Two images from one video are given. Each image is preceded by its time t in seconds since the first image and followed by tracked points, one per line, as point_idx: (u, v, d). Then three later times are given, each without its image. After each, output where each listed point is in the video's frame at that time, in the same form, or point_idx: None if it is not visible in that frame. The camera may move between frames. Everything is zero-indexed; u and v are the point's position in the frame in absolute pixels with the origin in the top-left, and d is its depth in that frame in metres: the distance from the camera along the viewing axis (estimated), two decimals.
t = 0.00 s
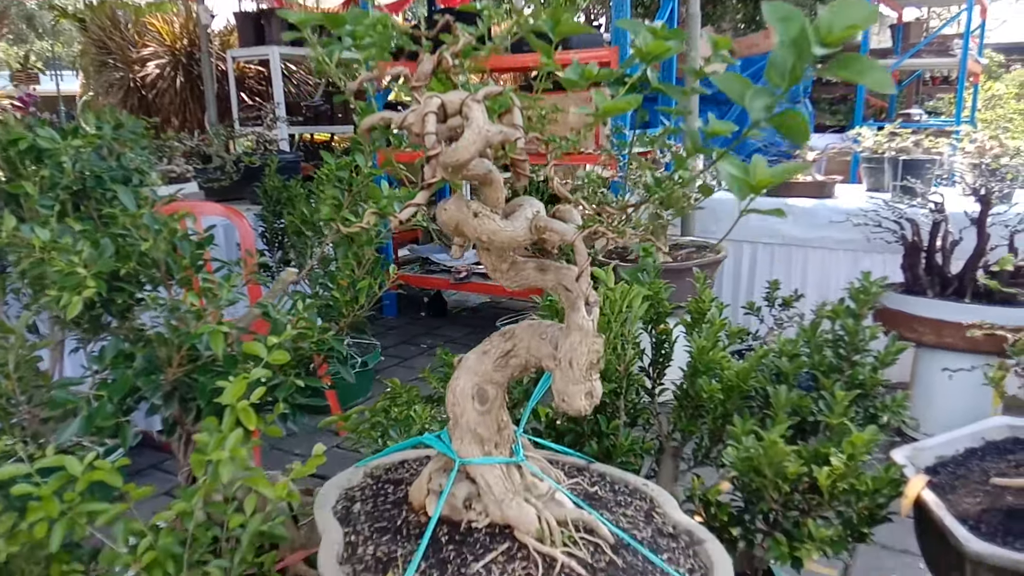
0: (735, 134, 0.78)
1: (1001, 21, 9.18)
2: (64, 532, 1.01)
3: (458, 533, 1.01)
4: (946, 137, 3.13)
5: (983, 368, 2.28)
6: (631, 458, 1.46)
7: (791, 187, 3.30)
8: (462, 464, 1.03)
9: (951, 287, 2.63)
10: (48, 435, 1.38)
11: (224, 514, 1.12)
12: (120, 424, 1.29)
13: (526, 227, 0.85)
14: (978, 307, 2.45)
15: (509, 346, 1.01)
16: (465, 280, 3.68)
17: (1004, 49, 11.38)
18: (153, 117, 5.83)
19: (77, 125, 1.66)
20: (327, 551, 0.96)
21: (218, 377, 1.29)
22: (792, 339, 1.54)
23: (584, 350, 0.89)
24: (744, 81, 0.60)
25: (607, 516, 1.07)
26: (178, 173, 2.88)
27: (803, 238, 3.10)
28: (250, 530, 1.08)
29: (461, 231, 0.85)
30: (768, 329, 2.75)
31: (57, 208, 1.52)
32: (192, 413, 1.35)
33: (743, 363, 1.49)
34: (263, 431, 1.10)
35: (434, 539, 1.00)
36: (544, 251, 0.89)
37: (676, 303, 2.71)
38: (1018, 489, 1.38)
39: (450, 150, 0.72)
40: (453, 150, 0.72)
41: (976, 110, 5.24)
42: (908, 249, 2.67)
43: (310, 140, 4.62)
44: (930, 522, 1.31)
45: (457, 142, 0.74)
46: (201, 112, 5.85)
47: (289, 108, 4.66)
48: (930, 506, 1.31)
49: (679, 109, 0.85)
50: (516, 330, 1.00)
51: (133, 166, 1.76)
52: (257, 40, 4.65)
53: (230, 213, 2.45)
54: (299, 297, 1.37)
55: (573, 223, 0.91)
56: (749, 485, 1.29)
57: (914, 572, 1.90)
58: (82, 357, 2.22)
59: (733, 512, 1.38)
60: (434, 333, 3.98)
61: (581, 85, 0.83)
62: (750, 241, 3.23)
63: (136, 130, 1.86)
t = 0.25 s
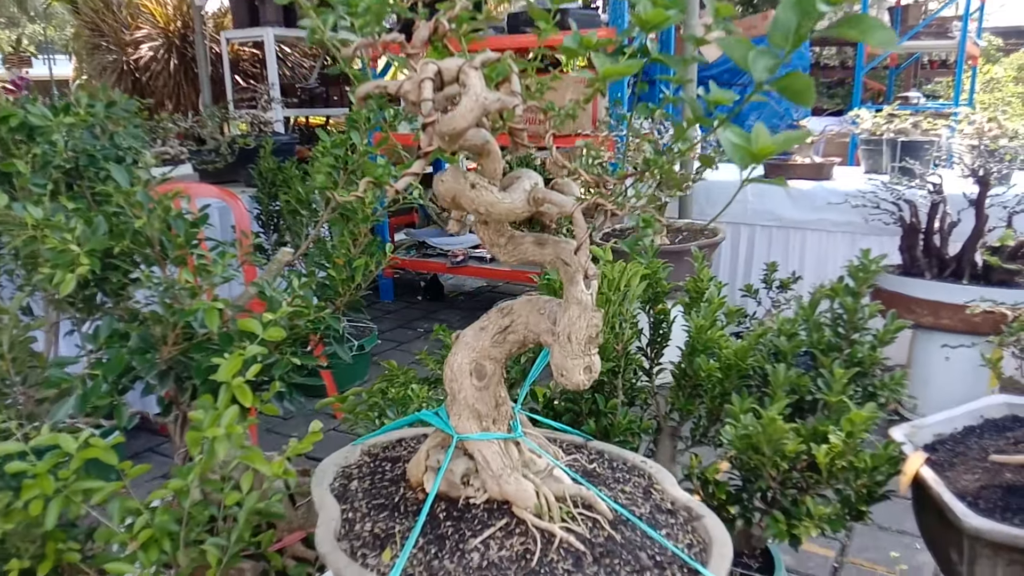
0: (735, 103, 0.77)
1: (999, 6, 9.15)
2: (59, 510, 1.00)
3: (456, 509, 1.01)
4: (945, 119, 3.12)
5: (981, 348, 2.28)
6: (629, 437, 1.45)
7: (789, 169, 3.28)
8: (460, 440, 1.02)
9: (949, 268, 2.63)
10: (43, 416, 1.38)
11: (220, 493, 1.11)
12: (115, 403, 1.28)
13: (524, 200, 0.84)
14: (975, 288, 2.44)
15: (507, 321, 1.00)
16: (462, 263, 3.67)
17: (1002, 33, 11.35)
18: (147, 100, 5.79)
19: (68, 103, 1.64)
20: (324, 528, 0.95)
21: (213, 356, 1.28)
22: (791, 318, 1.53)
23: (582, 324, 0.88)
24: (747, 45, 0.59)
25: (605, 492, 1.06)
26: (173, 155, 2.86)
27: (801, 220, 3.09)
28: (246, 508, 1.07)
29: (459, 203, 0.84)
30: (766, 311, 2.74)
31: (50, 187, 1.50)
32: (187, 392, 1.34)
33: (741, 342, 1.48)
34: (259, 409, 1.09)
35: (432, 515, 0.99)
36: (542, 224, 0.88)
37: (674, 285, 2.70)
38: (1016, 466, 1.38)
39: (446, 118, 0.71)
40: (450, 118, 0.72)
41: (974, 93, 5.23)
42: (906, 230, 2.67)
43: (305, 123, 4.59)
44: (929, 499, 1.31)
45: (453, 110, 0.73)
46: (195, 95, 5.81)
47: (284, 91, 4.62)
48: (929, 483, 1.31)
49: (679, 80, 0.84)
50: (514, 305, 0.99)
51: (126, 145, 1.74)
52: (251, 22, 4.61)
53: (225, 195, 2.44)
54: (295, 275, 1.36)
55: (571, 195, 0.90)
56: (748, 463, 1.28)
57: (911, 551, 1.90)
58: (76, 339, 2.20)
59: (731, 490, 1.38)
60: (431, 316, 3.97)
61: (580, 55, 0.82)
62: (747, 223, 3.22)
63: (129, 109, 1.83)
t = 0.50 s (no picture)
0: (736, 85, 0.77)
1: None
2: (56, 498, 1.00)
3: (455, 495, 1.00)
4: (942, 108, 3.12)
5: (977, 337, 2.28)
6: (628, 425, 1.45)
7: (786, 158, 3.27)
8: (459, 426, 1.02)
9: (946, 258, 2.63)
10: (39, 405, 1.37)
11: (218, 480, 1.10)
12: (112, 393, 1.27)
13: (523, 182, 0.83)
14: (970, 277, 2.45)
15: (506, 307, 0.99)
16: (459, 254, 3.67)
17: (998, 24, 11.37)
18: (142, 91, 5.76)
19: (63, 90, 1.63)
20: (323, 514, 0.95)
21: (210, 344, 1.28)
22: (789, 306, 1.53)
23: (582, 308, 0.88)
24: (748, 22, 0.59)
25: (605, 478, 1.06)
26: (168, 145, 2.85)
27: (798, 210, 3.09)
28: (244, 495, 1.07)
29: (457, 185, 0.84)
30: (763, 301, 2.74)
31: (45, 175, 1.49)
32: (184, 381, 1.34)
33: (739, 329, 1.48)
34: (257, 397, 1.08)
35: (431, 501, 0.99)
36: (541, 208, 0.87)
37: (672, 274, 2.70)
38: (1015, 451, 1.38)
39: (445, 99, 0.71)
40: (448, 99, 0.71)
41: (971, 84, 5.23)
42: (904, 220, 2.67)
43: (301, 114, 4.58)
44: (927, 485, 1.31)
45: (451, 91, 0.72)
46: (190, 87, 5.77)
47: (280, 82, 4.60)
48: (928, 469, 1.31)
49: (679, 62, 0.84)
50: (513, 291, 0.99)
51: (121, 134, 1.72)
52: (247, 13, 4.58)
53: (221, 185, 2.43)
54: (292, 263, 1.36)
55: (570, 179, 0.90)
56: (746, 449, 1.28)
57: (908, 539, 1.91)
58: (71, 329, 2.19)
59: (730, 478, 1.38)
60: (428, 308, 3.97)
61: (578, 36, 0.81)
62: (744, 213, 3.22)
63: (124, 97, 1.82)
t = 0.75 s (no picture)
0: (733, 81, 0.76)
1: None
2: (51, 498, 0.99)
3: (452, 493, 1.00)
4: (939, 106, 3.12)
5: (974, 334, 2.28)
6: (625, 423, 1.45)
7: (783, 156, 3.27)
8: (456, 425, 1.01)
9: (943, 255, 2.64)
10: (34, 404, 1.36)
11: (214, 479, 1.10)
12: (107, 391, 1.27)
13: (521, 179, 0.83)
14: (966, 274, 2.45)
15: (503, 305, 0.99)
16: (456, 253, 3.67)
17: (995, 23, 11.39)
18: (138, 89, 5.74)
19: (57, 88, 1.63)
20: (319, 514, 0.94)
21: (206, 342, 1.27)
22: (786, 304, 1.52)
23: (579, 306, 0.87)
24: (746, 18, 0.58)
25: (602, 476, 1.06)
26: (164, 143, 2.84)
27: (795, 208, 3.09)
28: (240, 494, 1.06)
29: (454, 182, 0.83)
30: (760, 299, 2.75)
31: (39, 173, 1.48)
32: (180, 379, 1.33)
33: (737, 327, 1.48)
34: (253, 395, 1.08)
35: (428, 500, 0.99)
36: (539, 205, 0.87)
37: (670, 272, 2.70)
38: (1012, 449, 1.38)
39: (441, 95, 0.70)
40: (445, 95, 0.71)
41: (967, 82, 5.24)
42: (900, 217, 2.67)
43: (298, 112, 4.57)
44: (924, 483, 1.31)
45: (448, 87, 0.72)
46: (186, 85, 5.74)
47: (277, 80, 4.59)
48: (926, 467, 1.31)
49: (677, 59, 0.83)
50: (510, 289, 0.98)
51: (116, 131, 1.72)
52: (243, 11, 4.57)
53: (217, 183, 2.43)
54: (288, 261, 1.35)
55: (568, 176, 0.89)
56: (743, 447, 1.28)
57: (906, 537, 1.91)
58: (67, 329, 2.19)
59: (727, 476, 1.38)
60: (426, 306, 3.97)
61: (575, 33, 0.81)
62: (741, 211, 3.22)
63: (118, 94, 1.82)
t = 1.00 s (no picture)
0: (732, 80, 0.76)
1: None
2: (42, 501, 0.98)
3: (447, 496, 0.99)
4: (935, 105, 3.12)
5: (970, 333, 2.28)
6: (622, 423, 1.44)
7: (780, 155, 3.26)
8: (451, 427, 1.00)
9: (940, 254, 2.63)
10: (26, 406, 1.35)
11: (207, 482, 1.09)
12: (100, 393, 1.26)
13: (517, 179, 0.82)
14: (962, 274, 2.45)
15: (499, 306, 0.98)
16: (452, 252, 3.66)
17: (990, 22, 11.42)
18: (133, 87, 5.72)
19: (50, 87, 1.61)
20: (314, 517, 0.93)
21: (200, 343, 1.26)
22: (784, 304, 1.52)
23: (576, 307, 0.86)
24: (745, 15, 0.57)
25: (599, 478, 1.05)
26: (158, 142, 2.83)
27: (792, 207, 3.08)
28: (234, 497, 1.05)
29: (449, 182, 0.82)
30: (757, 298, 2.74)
31: (31, 172, 1.47)
32: (173, 380, 1.32)
33: (734, 327, 1.47)
34: (248, 397, 1.07)
35: (423, 503, 0.98)
36: (535, 205, 0.86)
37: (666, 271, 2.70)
38: (1011, 450, 1.38)
39: (436, 94, 0.69)
40: (440, 94, 0.70)
41: (963, 80, 5.24)
42: (897, 216, 2.67)
43: (293, 110, 4.56)
44: (923, 484, 1.31)
45: (443, 86, 0.71)
46: (181, 83, 5.72)
47: (272, 78, 4.57)
48: (924, 468, 1.30)
49: (675, 58, 0.82)
50: (506, 289, 0.97)
51: (108, 130, 1.70)
52: (238, 9, 4.55)
53: (211, 182, 2.42)
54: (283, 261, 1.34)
55: (565, 176, 0.88)
56: (741, 448, 1.27)
57: (904, 537, 1.90)
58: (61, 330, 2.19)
59: (724, 477, 1.37)
60: (422, 306, 3.96)
61: (572, 31, 0.80)
62: (738, 210, 3.22)
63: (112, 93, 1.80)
